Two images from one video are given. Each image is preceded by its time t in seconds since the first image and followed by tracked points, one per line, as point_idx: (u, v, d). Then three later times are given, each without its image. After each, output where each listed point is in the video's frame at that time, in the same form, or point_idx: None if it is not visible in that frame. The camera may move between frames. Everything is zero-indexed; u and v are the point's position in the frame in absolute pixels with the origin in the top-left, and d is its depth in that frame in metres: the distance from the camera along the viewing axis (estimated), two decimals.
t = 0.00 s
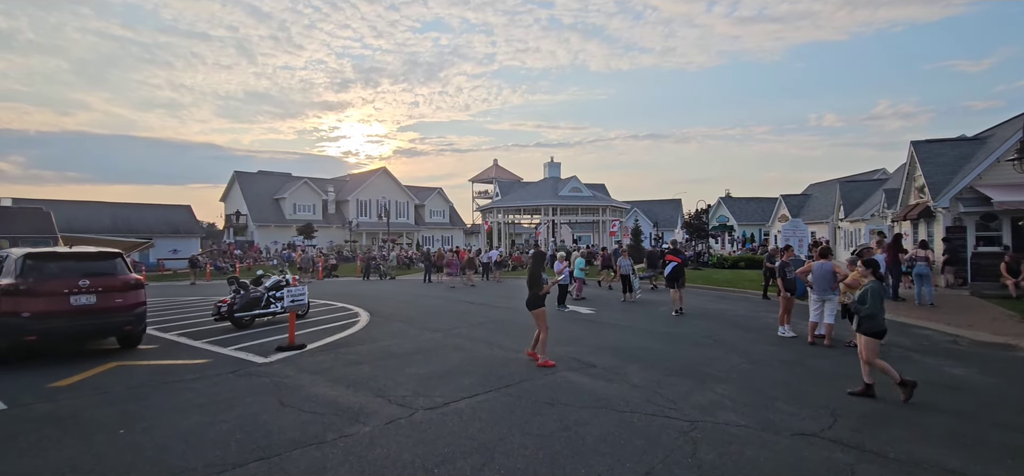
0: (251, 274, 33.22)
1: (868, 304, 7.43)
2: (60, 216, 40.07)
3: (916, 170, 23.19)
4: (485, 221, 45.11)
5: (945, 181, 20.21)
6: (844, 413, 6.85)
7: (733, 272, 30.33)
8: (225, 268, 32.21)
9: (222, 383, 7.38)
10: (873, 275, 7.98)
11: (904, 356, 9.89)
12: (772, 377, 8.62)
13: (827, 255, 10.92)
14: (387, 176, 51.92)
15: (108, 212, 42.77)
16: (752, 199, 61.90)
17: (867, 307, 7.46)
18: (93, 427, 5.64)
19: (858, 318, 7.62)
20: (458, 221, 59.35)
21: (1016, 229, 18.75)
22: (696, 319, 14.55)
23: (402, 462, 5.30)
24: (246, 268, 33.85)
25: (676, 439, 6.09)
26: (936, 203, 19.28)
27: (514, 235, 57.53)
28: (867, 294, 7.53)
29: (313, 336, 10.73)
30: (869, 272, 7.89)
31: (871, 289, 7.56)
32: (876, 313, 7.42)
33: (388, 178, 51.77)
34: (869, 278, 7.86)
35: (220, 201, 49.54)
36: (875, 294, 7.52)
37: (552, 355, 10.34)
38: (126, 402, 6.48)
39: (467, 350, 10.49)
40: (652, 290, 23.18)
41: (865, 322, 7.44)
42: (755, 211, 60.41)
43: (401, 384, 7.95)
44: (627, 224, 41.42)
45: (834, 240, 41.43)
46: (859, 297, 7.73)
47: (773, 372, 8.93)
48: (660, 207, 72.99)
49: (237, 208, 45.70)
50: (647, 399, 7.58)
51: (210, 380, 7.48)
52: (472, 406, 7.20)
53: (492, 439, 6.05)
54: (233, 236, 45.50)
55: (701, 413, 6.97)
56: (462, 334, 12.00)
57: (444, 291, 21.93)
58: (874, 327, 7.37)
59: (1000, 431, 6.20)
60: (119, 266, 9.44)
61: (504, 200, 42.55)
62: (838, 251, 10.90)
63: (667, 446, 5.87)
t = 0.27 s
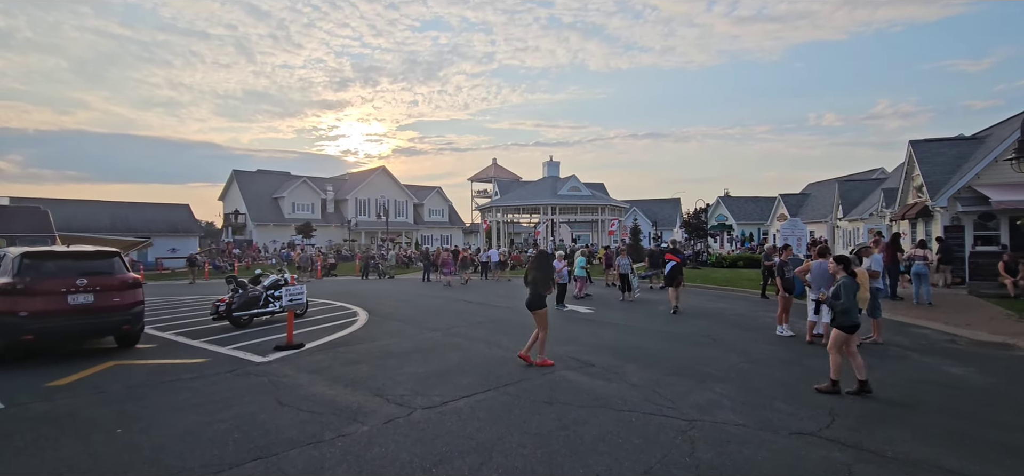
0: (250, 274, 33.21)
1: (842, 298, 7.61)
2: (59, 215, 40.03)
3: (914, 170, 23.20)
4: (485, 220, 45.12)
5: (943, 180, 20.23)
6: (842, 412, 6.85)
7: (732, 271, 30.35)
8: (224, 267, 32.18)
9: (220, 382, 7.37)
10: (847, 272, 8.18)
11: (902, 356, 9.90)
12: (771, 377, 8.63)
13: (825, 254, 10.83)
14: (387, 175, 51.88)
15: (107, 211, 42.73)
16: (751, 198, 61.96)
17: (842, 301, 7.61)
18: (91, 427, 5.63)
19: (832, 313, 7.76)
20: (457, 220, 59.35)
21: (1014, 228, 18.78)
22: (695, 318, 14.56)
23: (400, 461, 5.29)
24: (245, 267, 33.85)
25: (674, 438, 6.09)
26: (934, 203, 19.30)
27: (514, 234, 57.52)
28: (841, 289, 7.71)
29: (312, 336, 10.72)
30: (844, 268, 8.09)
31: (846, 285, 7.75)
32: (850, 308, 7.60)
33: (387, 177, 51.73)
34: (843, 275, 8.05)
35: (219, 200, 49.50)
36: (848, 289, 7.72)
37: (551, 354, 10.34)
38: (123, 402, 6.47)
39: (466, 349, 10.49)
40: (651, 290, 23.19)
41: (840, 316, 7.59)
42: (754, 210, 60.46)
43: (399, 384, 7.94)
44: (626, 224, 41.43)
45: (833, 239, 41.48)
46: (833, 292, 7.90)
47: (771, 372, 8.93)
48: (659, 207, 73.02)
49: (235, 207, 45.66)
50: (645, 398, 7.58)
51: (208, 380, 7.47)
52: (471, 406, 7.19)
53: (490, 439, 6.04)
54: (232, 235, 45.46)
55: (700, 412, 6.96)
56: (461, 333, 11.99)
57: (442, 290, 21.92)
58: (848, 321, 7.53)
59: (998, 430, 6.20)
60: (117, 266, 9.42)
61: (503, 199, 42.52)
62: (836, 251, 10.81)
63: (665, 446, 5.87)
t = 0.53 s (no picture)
0: (243, 273, 33.07)
1: (807, 298, 7.74)
2: (49, 214, 39.75)
3: (906, 169, 23.33)
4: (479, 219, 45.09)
5: (935, 180, 20.36)
6: (834, 410, 6.88)
7: (726, 270, 30.45)
8: (217, 267, 32.02)
9: (213, 382, 7.34)
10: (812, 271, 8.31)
11: (894, 354, 9.95)
12: (764, 375, 8.65)
13: (818, 253, 10.89)
14: (381, 174, 51.74)
15: (98, 209, 42.47)
16: (745, 198, 62.20)
17: (806, 300, 7.75)
18: (81, 427, 5.60)
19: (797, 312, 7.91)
20: (452, 219, 59.28)
21: (1005, 227, 18.94)
22: (689, 317, 14.60)
23: (394, 461, 5.28)
24: (238, 266, 33.72)
25: (667, 437, 6.10)
26: (925, 202, 19.42)
27: (508, 234, 57.51)
28: (805, 289, 7.85)
29: (306, 335, 10.68)
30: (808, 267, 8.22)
31: (810, 285, 7.87)
32: (814, 308, 7.73)
33: (382, 176, 51.59)
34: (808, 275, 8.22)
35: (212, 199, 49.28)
36: (813, 288, 7.86)
37: (545, 353, 10.33)
38: (114, 402, 6.43)
39: (460, 348, 10.47)
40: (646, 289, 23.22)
41: (804, 316, 7.74)
42: (748, 210, 60.68)
43: (393, 383, 7.93)
44: (621, 223, 41.48)
45: (826, 238, 41.67)
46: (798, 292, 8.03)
47: (765, 370, 8.95)
48: (653, 206, 73.16)
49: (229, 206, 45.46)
50: (640, 397, 7.59)
51: (200, 379, 7.43)
52: (465, 405, 7.19)
53: (484, 438, 6.04)
54: (225, 234, 45.24)
55: (694, 411, 6.98)
56: (455, 333, 11.98)
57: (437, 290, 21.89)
58: (812, 320, 7.68)
59: (988, 428, 6.24)
60: (108, 265, 9.36)
61: (498, 198, 42.49)
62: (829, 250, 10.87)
63: (659, 444, 5.88)
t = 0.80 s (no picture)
0: (232, 273, 32.85)
1: (771, 292, 7.91)
2: (35, 213, 39.32)
3: (894, 169, 23.53)
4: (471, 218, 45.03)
5: (922, 179, 20.56)
6: (822, 407, 6.94)
7: (716, 268, 30.60)
8: (205, 266, 31.77)
9: (202, 382, 7.29)
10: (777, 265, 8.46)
11: (882, 352, 10.05)
12: (754, 373, 8.70)
13: (808, 252, 10.99)
14: (372, 173, 51.54)
15: (85, 208, 42.04)
16: (735, 197, 62.51)
17: (771, 295, 7.92)
18: (66, 428, 5.53)
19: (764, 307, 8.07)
20: (444, 218, 59.15)
21: (991, 226, 19.15)
22: (680, 316, 14.66)
23: (384, 461, 5.26)
24: (227, 265, 33.49)
25: (657, 434, 6.13)
26: (912, 201, 19.59)
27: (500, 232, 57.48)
28: (769, 284, 8.02)
29: (296, 335, 10.63)
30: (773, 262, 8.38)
31: (774, 279, 8.03)
32: (779, 302, 7.89)
33: (373, 174, 51.40)
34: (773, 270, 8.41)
35: (201, 197, 48.90)
36: (777, 283, 8.03)
37: (536, 352, 10.35)
38: (101, 403, 6.37)
39: (452, 347, 10.46)
40: (636, 288, 23.30)
41: (769, 310, 7.90)
42: (738, 208, 61.00)
43: (384, 383, 7.91)
44: (612, 222, 41.58)
45: (815, 237, 41.99)
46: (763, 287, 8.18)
47: (755, 368, 9.00)
48: (645, 205, 73.36)
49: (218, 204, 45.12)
50: (630, 395, 7.62)
51: (188, 380, 7.38)
52: (456, 404, 7.18)
53: (475, 437, 6.03)
54: (214, 233, 44.92)
55: (684, 408, 7.01)
56: (446, 332, 11.96)
57: (428, 289, 21.85)
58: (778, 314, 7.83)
59: (974, 424, 6.31)
60: (94, 264, 9.26)
61: (489, 197, 42.45)
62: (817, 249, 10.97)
63: (649, 442, 5.91)
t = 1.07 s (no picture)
0: (217, 272, 32.53)
1: (733, 292, 8.07)
2: (15, 211, 38.71)
3: (877, 168, 23.79)
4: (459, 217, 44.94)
5: (905, 179, 20.78)
6: (807, 404, 6.99)
7: (704, 267, 30.77)
8: (190, 265, 31.43)
9: (186, 383, 7.20)
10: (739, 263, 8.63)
11: (866, 349, 10.15)
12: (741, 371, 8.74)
13: (793, 251, 11.07)
14: (360, 171, 51.27)
15: (67, 206, 41.45)
16: (723, 196, 62.90)
17: (733, 294, 8.10)
18: (46, 431, 5.45)
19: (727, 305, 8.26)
20: (432, 217, 58.98)
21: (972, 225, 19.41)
22: (667, 315, 14.73)
23: (371, 461, 5.24)
24: (213, 265, 33.17)
25: (645, 432, 6.14)
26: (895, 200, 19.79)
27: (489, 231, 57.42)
28: (732, 282, 8.19)
29: (282, 334, 10.54)
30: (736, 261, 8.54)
31: (737, 279, 8.20)
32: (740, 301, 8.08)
33: (361, 173, 51.13)
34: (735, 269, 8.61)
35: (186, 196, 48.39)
36: (740, 282, 8.21)
37: (525, 350, 10.34)
38: (81, 405, 6.27)
39: (440, 346, 10.42)
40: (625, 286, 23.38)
41: (732, 309, 8.09)
42: (726, 207, 61.41)
43: (371, 382, 7.86)
44: (601, 221, 41.69)
45: (801, 236, 42.38)
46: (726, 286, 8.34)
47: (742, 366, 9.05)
48: (633, 204, 73.60)
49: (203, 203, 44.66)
50: (618, 393, 7.63)
51: (172, 380, 7.29)
52: (444, 403, 7.16)
53: (462, 436, 6.01)
54: (199, 232, 44.46)
55: (671, 406, 7.04)
56: (434, 331, 11.92)
57: (416, 288, 21.77)
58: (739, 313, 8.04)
59: (957, 420, 6.38)
60: (74, 264, 9.12)
61: (478, 196, 42.38)
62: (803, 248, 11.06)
63: (636, 440, 5.92)
